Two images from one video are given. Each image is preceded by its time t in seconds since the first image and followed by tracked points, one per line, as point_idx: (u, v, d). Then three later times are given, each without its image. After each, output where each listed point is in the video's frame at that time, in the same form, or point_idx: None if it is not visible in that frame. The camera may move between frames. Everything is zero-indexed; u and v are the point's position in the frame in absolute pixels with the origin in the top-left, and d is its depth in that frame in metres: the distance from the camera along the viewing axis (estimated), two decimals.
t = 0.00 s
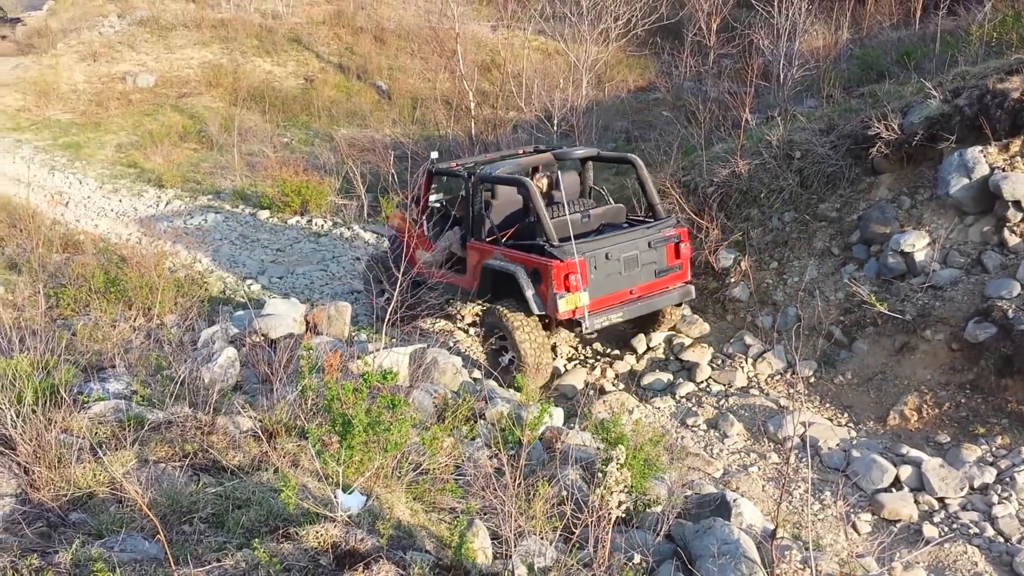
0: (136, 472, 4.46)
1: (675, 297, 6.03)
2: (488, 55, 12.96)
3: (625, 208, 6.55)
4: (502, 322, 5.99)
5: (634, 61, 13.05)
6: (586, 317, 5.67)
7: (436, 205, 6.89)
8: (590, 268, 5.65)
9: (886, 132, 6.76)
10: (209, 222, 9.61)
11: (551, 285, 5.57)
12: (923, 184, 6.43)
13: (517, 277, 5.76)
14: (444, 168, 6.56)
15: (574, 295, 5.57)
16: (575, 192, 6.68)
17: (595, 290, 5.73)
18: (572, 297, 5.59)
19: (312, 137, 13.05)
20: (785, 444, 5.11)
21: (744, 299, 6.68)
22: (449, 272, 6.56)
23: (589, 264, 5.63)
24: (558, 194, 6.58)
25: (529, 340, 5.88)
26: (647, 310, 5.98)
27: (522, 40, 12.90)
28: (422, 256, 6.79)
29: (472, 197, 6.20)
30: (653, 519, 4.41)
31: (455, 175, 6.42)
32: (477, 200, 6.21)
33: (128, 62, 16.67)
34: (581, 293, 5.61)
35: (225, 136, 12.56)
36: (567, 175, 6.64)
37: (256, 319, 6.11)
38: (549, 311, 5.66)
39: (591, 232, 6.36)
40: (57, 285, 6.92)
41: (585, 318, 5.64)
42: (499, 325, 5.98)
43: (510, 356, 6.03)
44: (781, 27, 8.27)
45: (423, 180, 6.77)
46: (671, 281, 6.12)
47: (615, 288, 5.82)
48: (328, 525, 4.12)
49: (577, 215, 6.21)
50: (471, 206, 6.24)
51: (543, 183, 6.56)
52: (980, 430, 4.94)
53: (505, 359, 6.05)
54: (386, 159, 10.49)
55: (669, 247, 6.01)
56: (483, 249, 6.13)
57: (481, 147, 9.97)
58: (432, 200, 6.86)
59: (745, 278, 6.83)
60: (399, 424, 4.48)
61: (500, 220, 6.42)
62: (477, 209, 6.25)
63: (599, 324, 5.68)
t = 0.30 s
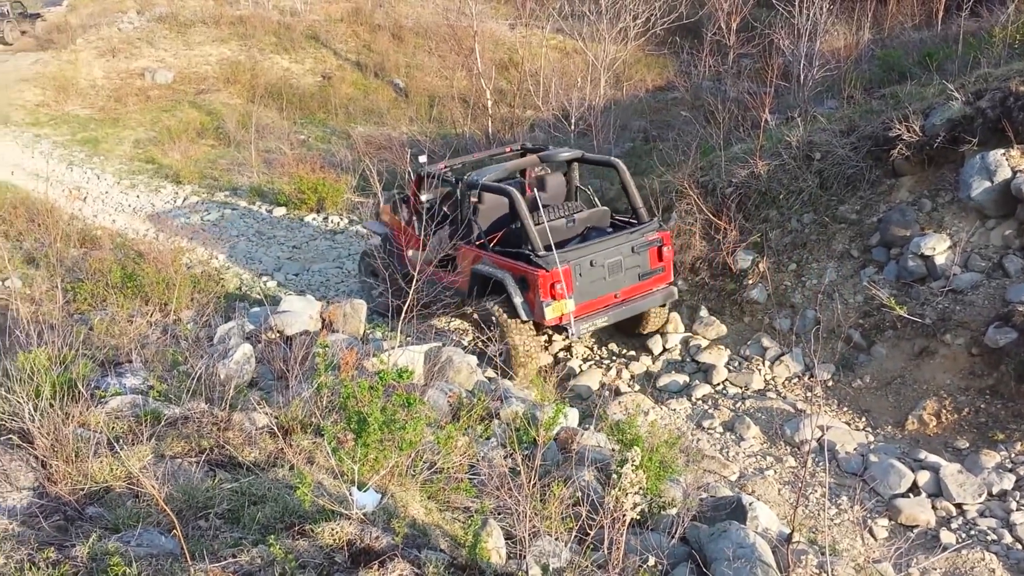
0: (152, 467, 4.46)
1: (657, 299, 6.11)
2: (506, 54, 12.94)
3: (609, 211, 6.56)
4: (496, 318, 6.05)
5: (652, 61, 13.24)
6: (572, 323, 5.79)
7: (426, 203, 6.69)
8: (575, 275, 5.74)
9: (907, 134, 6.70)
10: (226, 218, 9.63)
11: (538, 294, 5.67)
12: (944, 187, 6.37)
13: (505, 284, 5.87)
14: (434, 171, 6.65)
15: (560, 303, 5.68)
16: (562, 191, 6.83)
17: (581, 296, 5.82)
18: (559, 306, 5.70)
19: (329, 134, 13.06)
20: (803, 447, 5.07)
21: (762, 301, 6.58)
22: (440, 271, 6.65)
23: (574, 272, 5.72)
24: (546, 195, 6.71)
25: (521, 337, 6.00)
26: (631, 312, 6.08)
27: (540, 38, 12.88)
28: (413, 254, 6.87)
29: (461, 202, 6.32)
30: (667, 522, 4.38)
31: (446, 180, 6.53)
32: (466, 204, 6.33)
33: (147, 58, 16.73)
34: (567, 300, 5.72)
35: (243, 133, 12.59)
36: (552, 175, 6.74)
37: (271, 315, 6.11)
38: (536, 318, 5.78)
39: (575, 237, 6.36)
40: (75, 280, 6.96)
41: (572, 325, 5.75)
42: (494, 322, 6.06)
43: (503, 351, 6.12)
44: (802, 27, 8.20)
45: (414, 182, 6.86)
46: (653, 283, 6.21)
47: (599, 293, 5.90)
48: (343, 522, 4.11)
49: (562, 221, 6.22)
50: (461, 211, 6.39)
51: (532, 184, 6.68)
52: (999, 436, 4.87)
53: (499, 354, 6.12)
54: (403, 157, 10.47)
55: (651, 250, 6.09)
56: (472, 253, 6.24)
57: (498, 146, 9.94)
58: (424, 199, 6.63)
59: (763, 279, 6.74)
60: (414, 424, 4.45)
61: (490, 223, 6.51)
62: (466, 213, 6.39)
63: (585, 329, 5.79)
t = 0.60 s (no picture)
0: (173, 464, 4.52)
1: (654, 297, 6.31)
2: (524, 57, 13.00)
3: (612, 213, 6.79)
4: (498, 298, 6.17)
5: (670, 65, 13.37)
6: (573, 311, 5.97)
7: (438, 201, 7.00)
8: (580, 265, 5.94)
9: (925, 140, 6.68)
10: (246, 219, 9.72)
11: (544, 280, 5.87)
12: (962, 193, 6.35)
13: (513, 270, 6.06)
14: (447, 165, 6.88)
15: (565, 290, 5.87)
16: (569, 196, 6.82)
17: (583, 286, 6.01)
18: (563, 292, 5.89)
19: (348, 136, 13.15)
20: (817, 452, 5.09)
21: (777, 305, 6.58)
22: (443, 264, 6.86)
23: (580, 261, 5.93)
24: (552, 196, 6.69)
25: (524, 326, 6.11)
26: (629, 307, 6.27)
27: (559, 42, 12.94)
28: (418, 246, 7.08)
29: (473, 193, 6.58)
30: (682, 524, 4.41)
31: (458, 173, 6.77)
32: (477, 197, 6.60)
33: (170, 59, 16.89)
34: (571, 288, 5.91)
35: (263, 135, 12.70)
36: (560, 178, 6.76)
37: (291, 315, 6.17)
38: (540, 303, 5.96)
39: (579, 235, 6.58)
40: (98, 280, 7.07)
41: (574, 311, 5.94)
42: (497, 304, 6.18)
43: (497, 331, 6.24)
44: (820, 32, 8.20)
45: (426, 176, 7.10)
46: (652, 282, 6.43)
47: (600, 285, 6.10)
48: (361, 521, 4.14)
49: (569, 217, 6.41)
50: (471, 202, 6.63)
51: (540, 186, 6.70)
52: (1015, 442, 4.86)
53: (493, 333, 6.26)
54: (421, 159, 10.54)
55: (652, 250, 6.34)
56: (480, 241, 6.44)
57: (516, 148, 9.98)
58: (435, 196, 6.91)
59: (779, 284, 6.72)
60: (431, 424, 4.48)
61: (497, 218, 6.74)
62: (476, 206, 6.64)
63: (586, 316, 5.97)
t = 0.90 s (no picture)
0: (190, 465, 4.51)
1: (637, 285, 6.38)
2: (542, 62, 12.99)
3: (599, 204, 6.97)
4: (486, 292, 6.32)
5: (690, 69, 13.29)
6: (559, 298, 6.04)
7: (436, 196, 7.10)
8: (566, 253, 6.00)
9: (947, 147, 6.62)
10: (263, 221, 9.74)
11: (530, 268, 5.92)
12: (984, 201, 6.29)
13: (501, 260, 6.13)
14: (441, 161, 6.91)
15: (551, 278, 5.94)
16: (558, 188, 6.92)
17: (569, 275, 6.08)
18: (549, 280, 5.96)
19: (365, 139, 13.17)
20: (837, 461, 5.02)
21: (797, 312, 6.51)
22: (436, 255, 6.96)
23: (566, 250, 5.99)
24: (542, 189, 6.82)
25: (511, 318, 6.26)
26: (614, 295, 6.35)
27: (577, 47, 12.93)
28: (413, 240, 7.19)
29: (462, 186, 6.50)
30: (698, 533, 4.35)
31: (450, 167, 6.79)
32: (467, 189, 6.49)
33: (189, 61, 16.97)
34: (557, 276, 5.98)
35: (281, 137, 12.74)
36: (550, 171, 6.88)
37: (307, 317, 6.17)
38: (526, 290, 6.02)
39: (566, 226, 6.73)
40: (116, 280, 7.11)
41: (560, 299, 6.01)
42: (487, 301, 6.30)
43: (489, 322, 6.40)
44: (841, 38, 8.15)
45: (420, 172, 7.16)
46: (637, 270, 6.50)
47: (586, 273, 6.15)
48: (377, 525, 4.12)
49: (558, 209, 6.55)
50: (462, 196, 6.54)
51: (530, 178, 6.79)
52: None
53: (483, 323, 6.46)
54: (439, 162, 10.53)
55: (637, 239, 6.40)
56: (471, 233, 6.46)
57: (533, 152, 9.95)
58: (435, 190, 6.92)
59: (798, 290, 6.65)
60: (448, 427, 4.44)
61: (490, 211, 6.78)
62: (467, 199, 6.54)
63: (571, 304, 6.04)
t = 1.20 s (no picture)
0: (204, 469, 4.53)
1: (623, 273, 6.52)
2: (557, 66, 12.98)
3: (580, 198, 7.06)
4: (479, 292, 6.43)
5: (705, 72, 13.47)
6: (549, 292, 6.17)
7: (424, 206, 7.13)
8: (552, 248, 6.13)
9: (965, 151, 6.54)
10: (278, 225, 9.77)
11: (519, 265, 6.05)
12: (1003, 207, 6.22)
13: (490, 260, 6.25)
14: (423, 171, 7.01)
15: (540, 273, 6.06)
16: (539, 185, 7.03)
17: (557, 268, 6.21)
18: (538, 275, 6.08)
19: (380, 143, 13.19)
20: (853, 468, 4.98)
21: (812, 318, 6.45)
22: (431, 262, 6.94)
23: (551, 245, 6.12)
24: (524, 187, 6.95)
25: (514, 319, 6.34)
26: (602, 284, 6.48)
27: (592, 51, 12.92)
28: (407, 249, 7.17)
29: (446, 193, 6.70)
30: (712, 540, 4.33)
31: (432, 176, 6.88)
32: (451, 196, 6.68)
33: (206, 66, 17.06)
34: (546, 271, 6.10)
35: (296, 141, 12.78)
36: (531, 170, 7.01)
37: (321, 320, 6.18)
38: (517, 288, 6.15)
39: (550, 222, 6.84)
40: (132, 284, 7.17)
41: (550, 292, 6.14)
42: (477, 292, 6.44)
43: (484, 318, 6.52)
44: (858, 42, 8.10)
45: (405, 182, 7.15)
46: (622, 258, 6.63)
47: (573, 265, 6.29)
48: (390, 530, 4.11)
49: (539, 205, 6.68)
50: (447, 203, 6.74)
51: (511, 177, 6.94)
52: None
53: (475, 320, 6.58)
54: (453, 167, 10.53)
55: (619, 228, 6.52)
56: (459, 238, 6.57)
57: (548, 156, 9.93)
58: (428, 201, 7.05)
59: (814, 296, 6.59)
60: (461, 433, 4.47)
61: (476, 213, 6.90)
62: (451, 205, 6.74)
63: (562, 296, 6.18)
